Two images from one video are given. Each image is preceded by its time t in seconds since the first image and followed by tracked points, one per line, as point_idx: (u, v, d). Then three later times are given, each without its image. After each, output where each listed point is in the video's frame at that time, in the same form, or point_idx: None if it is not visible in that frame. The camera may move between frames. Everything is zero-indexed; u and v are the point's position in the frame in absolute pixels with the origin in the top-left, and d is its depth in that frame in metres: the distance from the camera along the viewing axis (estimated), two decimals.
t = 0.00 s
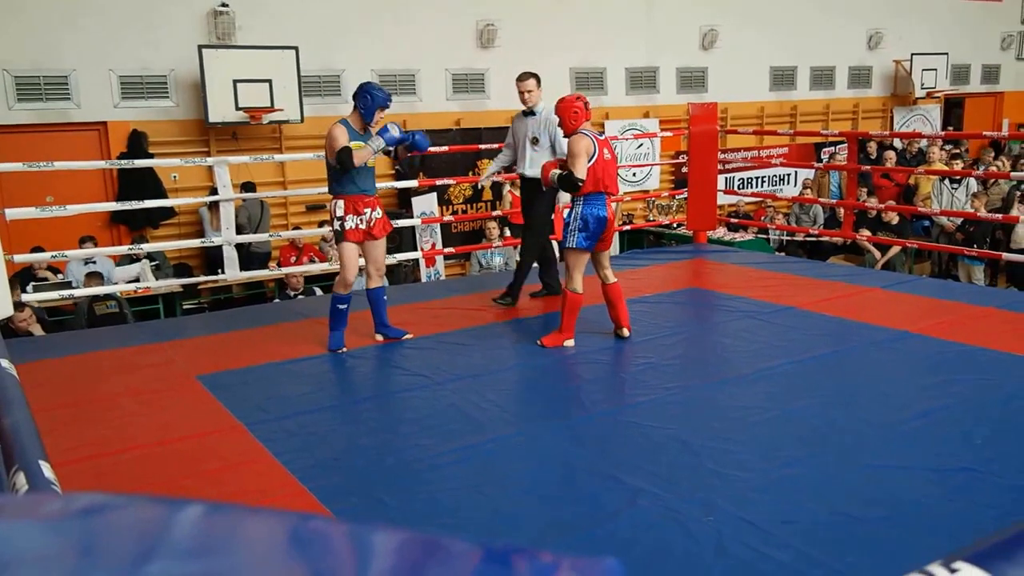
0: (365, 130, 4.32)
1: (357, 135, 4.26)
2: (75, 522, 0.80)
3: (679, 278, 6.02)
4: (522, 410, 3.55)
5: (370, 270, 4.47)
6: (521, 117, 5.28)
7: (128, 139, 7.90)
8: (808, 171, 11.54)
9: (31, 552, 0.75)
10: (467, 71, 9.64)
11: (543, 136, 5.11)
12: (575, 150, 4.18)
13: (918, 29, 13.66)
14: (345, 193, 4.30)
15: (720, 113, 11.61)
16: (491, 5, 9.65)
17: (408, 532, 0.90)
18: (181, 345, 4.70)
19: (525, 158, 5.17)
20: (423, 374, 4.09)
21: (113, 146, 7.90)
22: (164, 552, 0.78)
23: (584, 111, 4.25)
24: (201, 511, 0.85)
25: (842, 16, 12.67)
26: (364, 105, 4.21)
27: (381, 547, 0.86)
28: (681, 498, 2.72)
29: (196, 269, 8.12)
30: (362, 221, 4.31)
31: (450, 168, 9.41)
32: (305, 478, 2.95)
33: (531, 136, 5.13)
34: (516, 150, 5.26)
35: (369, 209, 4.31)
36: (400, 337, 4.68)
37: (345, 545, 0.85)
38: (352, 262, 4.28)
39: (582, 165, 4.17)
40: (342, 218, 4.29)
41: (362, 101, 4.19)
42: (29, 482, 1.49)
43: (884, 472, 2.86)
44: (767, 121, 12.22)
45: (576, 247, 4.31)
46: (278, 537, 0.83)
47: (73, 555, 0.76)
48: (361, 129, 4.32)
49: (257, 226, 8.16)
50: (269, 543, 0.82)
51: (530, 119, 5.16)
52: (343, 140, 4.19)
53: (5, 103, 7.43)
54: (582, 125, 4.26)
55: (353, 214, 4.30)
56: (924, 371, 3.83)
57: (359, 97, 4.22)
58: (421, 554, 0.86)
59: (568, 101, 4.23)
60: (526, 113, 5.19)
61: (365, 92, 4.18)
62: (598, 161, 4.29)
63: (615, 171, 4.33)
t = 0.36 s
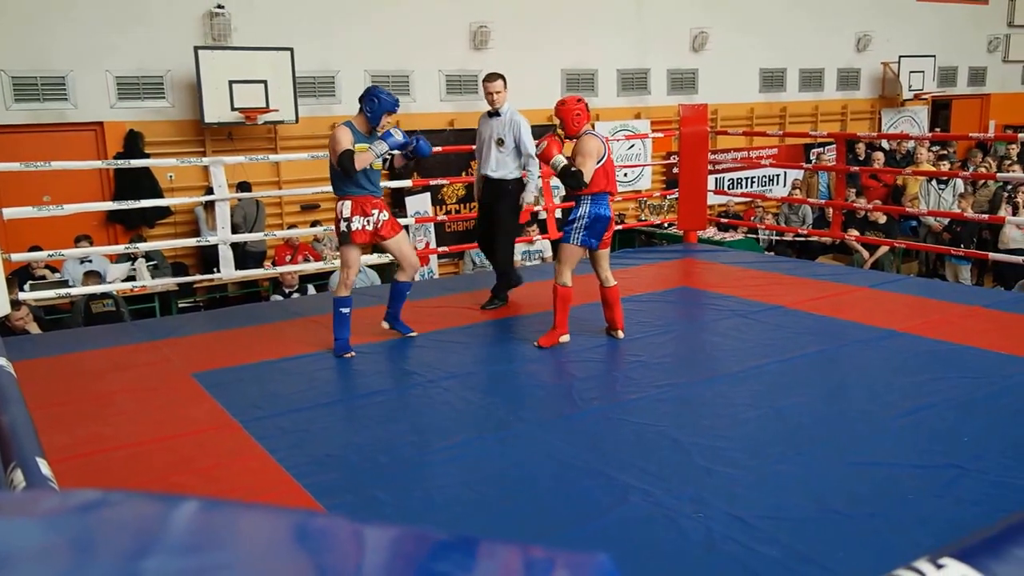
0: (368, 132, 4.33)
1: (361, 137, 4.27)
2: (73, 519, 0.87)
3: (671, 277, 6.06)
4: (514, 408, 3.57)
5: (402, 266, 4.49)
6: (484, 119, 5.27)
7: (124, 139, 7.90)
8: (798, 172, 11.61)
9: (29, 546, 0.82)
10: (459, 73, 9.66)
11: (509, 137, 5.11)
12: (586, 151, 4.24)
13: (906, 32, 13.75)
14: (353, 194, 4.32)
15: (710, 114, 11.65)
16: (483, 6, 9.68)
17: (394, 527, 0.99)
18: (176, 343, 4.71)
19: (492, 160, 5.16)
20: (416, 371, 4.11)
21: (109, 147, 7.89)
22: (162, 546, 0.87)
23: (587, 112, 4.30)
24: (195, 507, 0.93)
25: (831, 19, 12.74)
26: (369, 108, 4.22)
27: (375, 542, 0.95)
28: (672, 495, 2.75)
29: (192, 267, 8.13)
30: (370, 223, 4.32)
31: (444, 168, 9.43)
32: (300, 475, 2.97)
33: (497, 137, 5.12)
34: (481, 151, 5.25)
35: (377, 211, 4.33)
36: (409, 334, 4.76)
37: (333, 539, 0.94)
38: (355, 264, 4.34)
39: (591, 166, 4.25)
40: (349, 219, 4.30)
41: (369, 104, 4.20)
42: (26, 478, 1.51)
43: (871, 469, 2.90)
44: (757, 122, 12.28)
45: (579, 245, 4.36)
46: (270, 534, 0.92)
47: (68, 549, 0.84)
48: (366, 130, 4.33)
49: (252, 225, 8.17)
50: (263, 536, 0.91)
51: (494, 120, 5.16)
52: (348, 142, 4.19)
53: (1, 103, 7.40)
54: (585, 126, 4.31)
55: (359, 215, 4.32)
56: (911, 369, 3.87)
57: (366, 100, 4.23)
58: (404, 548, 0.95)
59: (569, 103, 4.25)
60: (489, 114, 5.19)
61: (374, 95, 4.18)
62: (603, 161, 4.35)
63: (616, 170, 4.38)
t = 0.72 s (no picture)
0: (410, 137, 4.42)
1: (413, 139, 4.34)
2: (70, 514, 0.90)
3: (664, 276, 6.09)
4: (508, 407, 3.59)
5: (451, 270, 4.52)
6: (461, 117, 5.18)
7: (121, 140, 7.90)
8: (789, 173, 11.67)
9: (26, 542, 0.85)
10: (453, 74, 9.68)
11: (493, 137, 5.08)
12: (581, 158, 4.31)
13: (897, 34, 13.82)
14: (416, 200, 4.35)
15: (702, 115, 11.70)
16: (476, 8, 9.70)
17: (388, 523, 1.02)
18: (172, 342, 4.72)
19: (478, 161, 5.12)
20: (410, 370, 4.13)
21: (107, 147, 7.89)
22: (158, 544, 0.89)
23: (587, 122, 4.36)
24: (190, 504, 0.96)
25: (823, 21, 12.80)
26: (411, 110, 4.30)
27: (365, 539, 0.97)
28: (663, 493, 2.77)
29: (187, 267, 8.14)
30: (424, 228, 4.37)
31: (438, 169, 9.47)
32: (294, 473, 2.99)
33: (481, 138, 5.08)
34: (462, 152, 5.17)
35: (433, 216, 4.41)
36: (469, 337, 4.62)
37: (329, 536, 0.96)
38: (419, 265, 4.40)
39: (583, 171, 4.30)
40: (412, 224, 4.32)
41: (405, 108, 4.26)
42: (23, 475, 1.53)
43: (861, 468, 2.92)
44: (748, 124, 12.33)
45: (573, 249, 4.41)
46: (270, 529, 0.95)
47: (66, 543, 0.87)
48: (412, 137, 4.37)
49: (248, 225, 8.17)
50: (260, 530, 0.94)
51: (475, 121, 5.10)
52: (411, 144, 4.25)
53: None
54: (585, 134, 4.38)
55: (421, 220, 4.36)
56: (900, 369, 3.91)
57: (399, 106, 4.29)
58: (397, 542, 0.98)
59: (569, 112, 4.33)
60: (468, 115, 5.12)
61: (407, 100, 4.26)
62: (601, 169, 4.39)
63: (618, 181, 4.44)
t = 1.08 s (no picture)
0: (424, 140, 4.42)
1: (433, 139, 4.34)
2: (67, 512, 0.92)
3: (659, 277, 6.12)
4: (504, 406, 3.60)
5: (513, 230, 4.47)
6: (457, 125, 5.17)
7: (117, 141, 7.89)
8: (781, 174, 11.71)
9: (24, 537, 0.86)
10: (448, 76, 9.69)
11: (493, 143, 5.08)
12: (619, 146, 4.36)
13: (890, 37, 13.87)
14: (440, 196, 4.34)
15: (695, 117, 11.73)
16: (471, 10, 9.72)
17: (384, 522, 1.03)
18: (169, 342, 4.72)
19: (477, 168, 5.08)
20: (406, 370, 4.14)
21: (104, 148, 7.88)
22: (154, 540, 0.91)
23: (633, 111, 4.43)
24: (188, 502, 0.98)
25: (816, 23, 12.84)
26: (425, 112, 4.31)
27: (359, 538, 0.98)
28: (657, 492, 2.79)
29: (184, 267, 8.14)
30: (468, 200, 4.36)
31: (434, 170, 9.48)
32: (291, 472, 3.00)
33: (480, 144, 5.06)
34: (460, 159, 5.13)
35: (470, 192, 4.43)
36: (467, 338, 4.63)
37: (324, 533, 0.98)
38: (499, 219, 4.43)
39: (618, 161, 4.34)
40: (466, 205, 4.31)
41: (418, 113, 4.27)
42: (20, 474, 1.54)
43: (854, 467, 2.94)
44: (741, 125, 12.37)
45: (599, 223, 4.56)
46: (266, 526, 0.96)
47: (64, 539, 0.88)
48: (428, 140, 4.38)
49: (244, 226, 8.17)
50: (255, 527, 0.96)
51: (472, 128, 5.10)
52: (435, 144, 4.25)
53: None
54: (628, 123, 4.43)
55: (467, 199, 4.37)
56: (892, 369, 3.94)
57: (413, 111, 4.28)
58: (391, 540, 0.99)
59: (617, 98, 4.40)
60: (465, 122, 5.10)
61: (419, 104, 4.26)
62: (640, 160, 4.41)
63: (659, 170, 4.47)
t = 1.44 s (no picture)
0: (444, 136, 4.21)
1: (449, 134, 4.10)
2: (65, 513, 0.93)
3: (655, 278, 6.13)
4: (499, 407, 3.61)
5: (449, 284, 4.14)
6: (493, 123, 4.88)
7: (115, 142, 7.89)
8: (777, 176, 11.74)
9: (22, 539, 0.87)
10: (445, 78, 9.70)
11: (540, 141, 4.83)
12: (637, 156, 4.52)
13: (885, 39, 13.91)
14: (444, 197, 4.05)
15: (691, 119, 11.75)
16: (468, 12, 9.72)
17: (381, 522, 1.04)
18: (166, 343, 4.72)
19: (524, 167, 4.80)
20: (402, 371, 4.15)
21: (101, 150, 7.88)
22: (152, 539, 0.92)
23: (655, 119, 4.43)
24: (185, 502, 0.99)
25: (812, 25, 12.87)
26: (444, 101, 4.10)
27: (355, 536, 1.00)
28: (653, 493, 2.79)
29: (181, 268, 8.15)
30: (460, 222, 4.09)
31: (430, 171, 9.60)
32: (288, 473, 3.00)
33: (528, 142, 4.79)
34: (504, 156, 4.79)
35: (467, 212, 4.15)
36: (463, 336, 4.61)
37: (321, 533, 0.99)
38: (450, 266, 4.11)
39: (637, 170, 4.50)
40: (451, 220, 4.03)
41: (437, 99, 4.04)
42: (16, 475, 1.54)
43: (848, 468, 2.96)
44: (738, 127, 12.39)
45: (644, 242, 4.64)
46: (263, 525, 0.97)
47: (61, 539, 0.89)
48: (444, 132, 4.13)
49: (242, 227, 8.18)
50: (253, 526, 0.96)
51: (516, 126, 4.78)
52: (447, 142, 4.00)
53: None
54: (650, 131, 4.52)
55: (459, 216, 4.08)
56: (887, 370, 3.95)
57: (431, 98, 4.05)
58: (389, 541, 1.00)
59: (642, 108, 4.45)
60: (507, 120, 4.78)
61: (438, 90, 4.04)
62: (664, 166, 4.50)
63: (687, 176, 4.55)
